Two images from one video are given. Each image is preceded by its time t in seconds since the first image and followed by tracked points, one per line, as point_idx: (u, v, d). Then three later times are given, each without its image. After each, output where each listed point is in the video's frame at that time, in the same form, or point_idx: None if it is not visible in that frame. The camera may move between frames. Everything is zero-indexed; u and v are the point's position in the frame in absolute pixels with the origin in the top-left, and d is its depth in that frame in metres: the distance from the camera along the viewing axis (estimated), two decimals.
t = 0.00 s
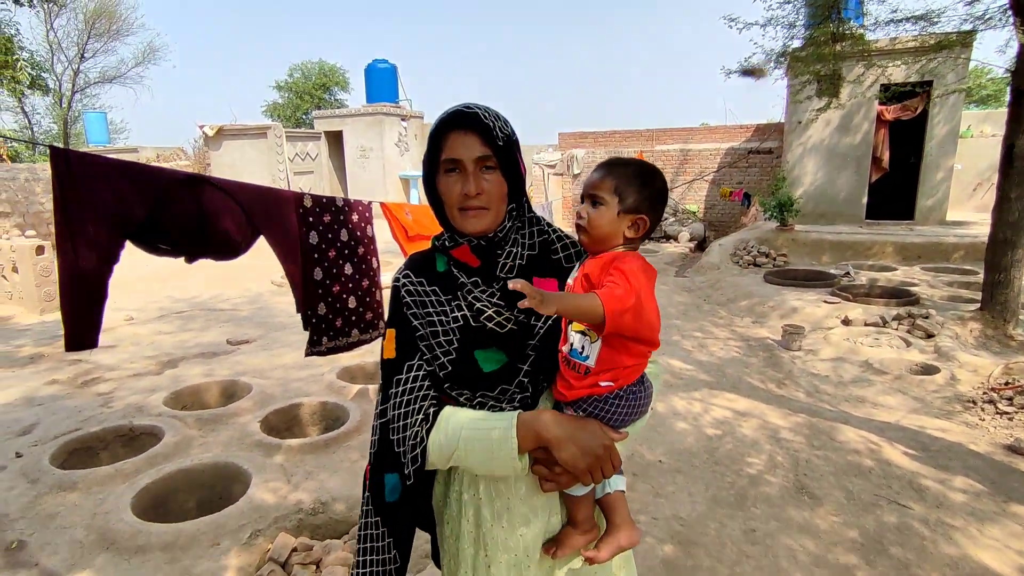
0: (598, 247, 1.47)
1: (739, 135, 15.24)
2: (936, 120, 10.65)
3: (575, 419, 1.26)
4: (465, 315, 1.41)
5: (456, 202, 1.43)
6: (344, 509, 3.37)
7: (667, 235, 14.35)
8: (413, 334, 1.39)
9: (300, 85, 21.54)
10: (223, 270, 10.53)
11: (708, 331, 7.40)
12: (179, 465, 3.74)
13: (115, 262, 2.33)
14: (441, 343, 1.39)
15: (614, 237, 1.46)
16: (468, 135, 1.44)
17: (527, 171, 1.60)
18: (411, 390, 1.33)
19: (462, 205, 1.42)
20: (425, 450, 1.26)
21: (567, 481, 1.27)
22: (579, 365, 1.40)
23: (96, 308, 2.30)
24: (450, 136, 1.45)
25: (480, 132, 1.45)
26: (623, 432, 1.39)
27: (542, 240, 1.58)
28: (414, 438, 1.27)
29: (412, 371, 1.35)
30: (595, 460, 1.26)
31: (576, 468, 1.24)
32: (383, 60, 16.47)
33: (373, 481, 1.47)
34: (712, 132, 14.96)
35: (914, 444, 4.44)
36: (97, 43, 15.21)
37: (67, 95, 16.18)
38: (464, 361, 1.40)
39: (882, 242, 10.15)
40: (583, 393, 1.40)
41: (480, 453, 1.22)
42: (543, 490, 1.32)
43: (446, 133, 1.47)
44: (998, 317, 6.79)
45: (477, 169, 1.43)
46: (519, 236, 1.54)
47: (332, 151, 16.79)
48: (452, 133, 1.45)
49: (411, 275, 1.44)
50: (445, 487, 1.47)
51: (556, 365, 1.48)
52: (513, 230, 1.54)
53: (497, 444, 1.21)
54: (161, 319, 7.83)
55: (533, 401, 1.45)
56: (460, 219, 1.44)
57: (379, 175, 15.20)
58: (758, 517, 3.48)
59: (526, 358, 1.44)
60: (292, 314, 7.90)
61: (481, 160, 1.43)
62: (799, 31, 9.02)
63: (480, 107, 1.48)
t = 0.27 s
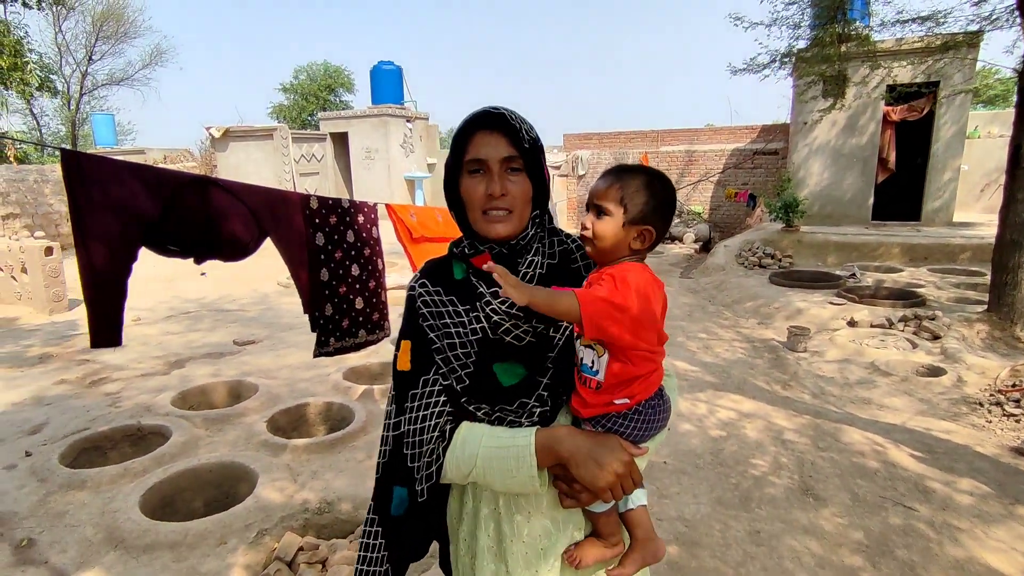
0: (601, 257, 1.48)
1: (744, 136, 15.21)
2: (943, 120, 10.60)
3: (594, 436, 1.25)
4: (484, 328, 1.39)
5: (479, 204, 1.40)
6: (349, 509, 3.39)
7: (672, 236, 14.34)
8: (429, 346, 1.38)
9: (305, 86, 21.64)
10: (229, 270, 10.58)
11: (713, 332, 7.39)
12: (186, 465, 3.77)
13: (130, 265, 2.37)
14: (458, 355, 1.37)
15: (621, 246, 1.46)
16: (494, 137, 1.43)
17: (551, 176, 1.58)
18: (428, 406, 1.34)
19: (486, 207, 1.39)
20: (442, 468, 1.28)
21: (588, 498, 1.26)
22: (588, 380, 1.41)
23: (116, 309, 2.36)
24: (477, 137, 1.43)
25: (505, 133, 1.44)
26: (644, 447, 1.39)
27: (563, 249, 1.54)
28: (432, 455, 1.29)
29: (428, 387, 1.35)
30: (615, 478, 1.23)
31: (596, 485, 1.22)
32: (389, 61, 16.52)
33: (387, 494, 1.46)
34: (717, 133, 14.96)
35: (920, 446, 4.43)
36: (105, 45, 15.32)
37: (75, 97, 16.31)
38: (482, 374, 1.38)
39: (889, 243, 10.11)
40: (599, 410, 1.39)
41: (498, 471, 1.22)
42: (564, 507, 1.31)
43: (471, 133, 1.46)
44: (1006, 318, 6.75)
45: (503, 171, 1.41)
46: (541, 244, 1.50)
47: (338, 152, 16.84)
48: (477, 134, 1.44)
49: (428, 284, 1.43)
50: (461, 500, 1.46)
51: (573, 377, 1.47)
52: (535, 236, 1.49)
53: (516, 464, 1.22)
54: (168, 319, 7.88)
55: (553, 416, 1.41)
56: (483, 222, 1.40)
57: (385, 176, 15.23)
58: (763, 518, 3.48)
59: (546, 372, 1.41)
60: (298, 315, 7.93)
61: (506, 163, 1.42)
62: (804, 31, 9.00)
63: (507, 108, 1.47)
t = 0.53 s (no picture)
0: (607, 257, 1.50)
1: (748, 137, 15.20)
2: (947, 121, 10.57)
3: (596, 443, 1.25)
4: (488, 336, 1.41)
5: (489, 213, 1.40)
6: (352, 508, 3.40)
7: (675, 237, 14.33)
8: (433, 354, 1.39)
9: (309, 87, 21.69)
10: (233, 271, 10.62)
11: (716, 334, 7.39)
12: (190, 464, 3.79)
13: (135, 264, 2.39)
14: (462, 363, 1.37)
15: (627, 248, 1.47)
16: (506, 146, 1.41)
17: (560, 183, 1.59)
18: (431, 414, 1.35)
19: (496, 217, 1.39)
20: (447, 475, 1.30)
21: (591, 508, 1.26)
22: (589, 385, 1.40)
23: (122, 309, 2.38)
24: (489, 144, 1.42)
25: (518, 143, 1.43)
26: (648, 458, 1.39)
27: (570, 256, 1.54)
28: (437, 462, 1.33)
29: (432, 395, 1.36)
30: (619, 486, 1.22)
31: (600, 494, 1.21)
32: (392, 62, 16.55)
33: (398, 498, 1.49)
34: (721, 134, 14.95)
35: (922, 448, 4.42)
36: (111, 46, 15.40)
37: (81, 97, 16.39)
38: (485, 381, 1.37)
39: (892, 244, 10.09)
40: (603, 419, 1.38)
41: (501, 479, 1.23)
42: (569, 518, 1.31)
43: (483, 140, 1.45)
44: (1009, 320, 6.72)
45: (514, 181, 1.40)
46: (547, 251, 1.51)
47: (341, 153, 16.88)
48: (490, 141, 1.42)
49: (434, 292, 1.45)
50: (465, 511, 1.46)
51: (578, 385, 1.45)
52: (542, 244, 1.51)
53: (519, 473, 1.22)
54: (172, 319, 7.92)
55: (557, 422, 1.40)
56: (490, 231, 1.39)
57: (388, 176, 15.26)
58: (764, 519, 3.48)
59: (550, 379, 1.40)
60: (301, 315, 7.96)
61: (518, 173, 1.41)
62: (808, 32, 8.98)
63: (520, 117, 1.46)
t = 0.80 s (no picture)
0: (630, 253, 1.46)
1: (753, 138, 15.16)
2: (952, 123, 10.52)
3: (596, 445, 1.24)
4: (483, 336, 1.41)
5: (487, 211, 1.36)
6: (354, 508, 3.41)
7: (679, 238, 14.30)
8: (427, 357, 1.40)
9: (314, 88, 21.74)
10: (237, 270, 10.64)
11: (719, 335, 7.37)
12: (193, 463, 3.81)
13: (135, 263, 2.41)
14: (459, 364, 1.38)
15: (649, 244, 1.47)
16: (503, 142, 1.40)
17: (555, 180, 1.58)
18: (426, 418, 1.36)
19: (494, 214, 1.36)
20: (445, 481, 1.29)
21: (594, 511, 1.25)
22: (596, 381, 1.39)
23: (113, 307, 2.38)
24: (487, 141, 1.40)
25: (516, 141, 1.41)
26: (648, 456, 1.37)
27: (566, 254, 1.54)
28: (436, 470, 1.30)
29: (427, 399, 1.37)
30: (622, 487, 1.22)
31: (602, 496, 1.21)
32: (396, 63, 16.57)
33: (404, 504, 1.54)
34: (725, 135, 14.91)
35: (926, 450, 4.40)
36: (117, 47, 15.46)
37: (87, 98, 16.46)
38: (482, 382, 1.38)
39: (897, 245, 10.05)
40: (604, 417, 1.37)
41: (499, 481, 1.23)
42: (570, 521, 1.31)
43: (479, 138, 1.43)
44: (1015, 323, 6.69)
45: (512, 178, 1.38)
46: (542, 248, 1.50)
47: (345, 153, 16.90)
48: (487, 139, 1.41)
49: (427, 294, 1.45)
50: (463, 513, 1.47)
51: (577, 381, 1.44)
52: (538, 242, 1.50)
53: (518, 476, 1.22)
54: (177, 318, 7.95)
55: (557, 420, 1.41)
56: (487, 229, 1.37)
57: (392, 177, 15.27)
58: (767, 521, 3.47)
59: (549, 377, 1.40)
60: (305, 315, 7.98)
61: (516, 170, 1.39)
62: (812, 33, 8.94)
63: (516, 113, 1.45)
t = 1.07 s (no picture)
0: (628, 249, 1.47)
1: (758, 139, 15.11)
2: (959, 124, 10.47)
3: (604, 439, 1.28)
4: (484, 333, 1.37)
5: (491, 204, 1.34)
6: (358, 508, 3.41)
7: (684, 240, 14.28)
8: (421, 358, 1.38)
9: (319, 88, 21.79)
10: (242, 270, 10.67)
11: (724, 337, 7.35)
12: (198, 461, 3.82)
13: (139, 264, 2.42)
14: (459, 363, 1.32)
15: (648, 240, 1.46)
16: (504, 137, 1.39)
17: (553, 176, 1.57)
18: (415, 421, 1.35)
19: (496, 209, 1.33)
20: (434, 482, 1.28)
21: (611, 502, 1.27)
22: (603, 374, 1.38)
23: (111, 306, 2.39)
24: (487, 135, 1.38)
25: (515, 133, 1.40)
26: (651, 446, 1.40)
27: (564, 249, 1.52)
28: (422, 471, 1.31)
29: (418, 402, 1.36)
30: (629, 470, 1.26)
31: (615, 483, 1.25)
32: (402, 63, 16.58)
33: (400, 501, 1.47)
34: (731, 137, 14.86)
35: (933, 453, 4.37)
36: (124, 47, 15.54)
37: (94, 97, 16.54)
38: (484, 380, 1.33)
39: (904, 247, 9.99)
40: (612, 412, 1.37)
41: (483, 473, 1.20)
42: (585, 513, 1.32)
43: (479, 132, 1.40)
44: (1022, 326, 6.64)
45: (514, 172, 1.36)
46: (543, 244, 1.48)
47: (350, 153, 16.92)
48: (486, 133, 1.39)
49: (424, 292, 1.41)
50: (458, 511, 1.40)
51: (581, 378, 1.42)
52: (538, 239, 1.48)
53: (496, 463, 1.18)
54: (183, 317, 7.98)
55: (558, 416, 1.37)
56: (490, 223, 1.34)
57: (397, 177, 15.27)
58: (772, 523, 3.46)
59: (553, 374, 1.37)
60: (310, 314, 7.99)
61: (517, 163, 1.38)
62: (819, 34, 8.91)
63: (515, 108, 1.44)
